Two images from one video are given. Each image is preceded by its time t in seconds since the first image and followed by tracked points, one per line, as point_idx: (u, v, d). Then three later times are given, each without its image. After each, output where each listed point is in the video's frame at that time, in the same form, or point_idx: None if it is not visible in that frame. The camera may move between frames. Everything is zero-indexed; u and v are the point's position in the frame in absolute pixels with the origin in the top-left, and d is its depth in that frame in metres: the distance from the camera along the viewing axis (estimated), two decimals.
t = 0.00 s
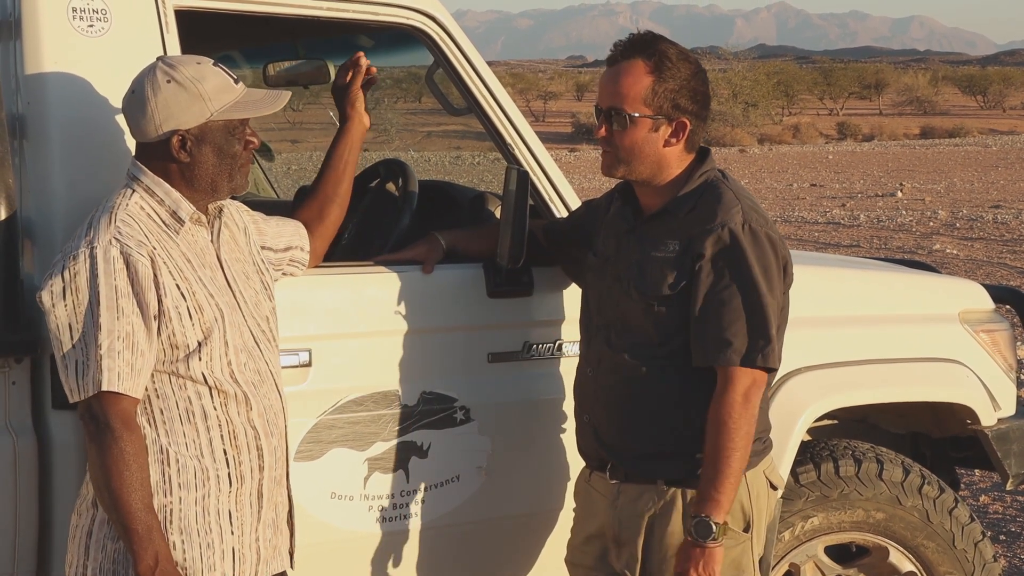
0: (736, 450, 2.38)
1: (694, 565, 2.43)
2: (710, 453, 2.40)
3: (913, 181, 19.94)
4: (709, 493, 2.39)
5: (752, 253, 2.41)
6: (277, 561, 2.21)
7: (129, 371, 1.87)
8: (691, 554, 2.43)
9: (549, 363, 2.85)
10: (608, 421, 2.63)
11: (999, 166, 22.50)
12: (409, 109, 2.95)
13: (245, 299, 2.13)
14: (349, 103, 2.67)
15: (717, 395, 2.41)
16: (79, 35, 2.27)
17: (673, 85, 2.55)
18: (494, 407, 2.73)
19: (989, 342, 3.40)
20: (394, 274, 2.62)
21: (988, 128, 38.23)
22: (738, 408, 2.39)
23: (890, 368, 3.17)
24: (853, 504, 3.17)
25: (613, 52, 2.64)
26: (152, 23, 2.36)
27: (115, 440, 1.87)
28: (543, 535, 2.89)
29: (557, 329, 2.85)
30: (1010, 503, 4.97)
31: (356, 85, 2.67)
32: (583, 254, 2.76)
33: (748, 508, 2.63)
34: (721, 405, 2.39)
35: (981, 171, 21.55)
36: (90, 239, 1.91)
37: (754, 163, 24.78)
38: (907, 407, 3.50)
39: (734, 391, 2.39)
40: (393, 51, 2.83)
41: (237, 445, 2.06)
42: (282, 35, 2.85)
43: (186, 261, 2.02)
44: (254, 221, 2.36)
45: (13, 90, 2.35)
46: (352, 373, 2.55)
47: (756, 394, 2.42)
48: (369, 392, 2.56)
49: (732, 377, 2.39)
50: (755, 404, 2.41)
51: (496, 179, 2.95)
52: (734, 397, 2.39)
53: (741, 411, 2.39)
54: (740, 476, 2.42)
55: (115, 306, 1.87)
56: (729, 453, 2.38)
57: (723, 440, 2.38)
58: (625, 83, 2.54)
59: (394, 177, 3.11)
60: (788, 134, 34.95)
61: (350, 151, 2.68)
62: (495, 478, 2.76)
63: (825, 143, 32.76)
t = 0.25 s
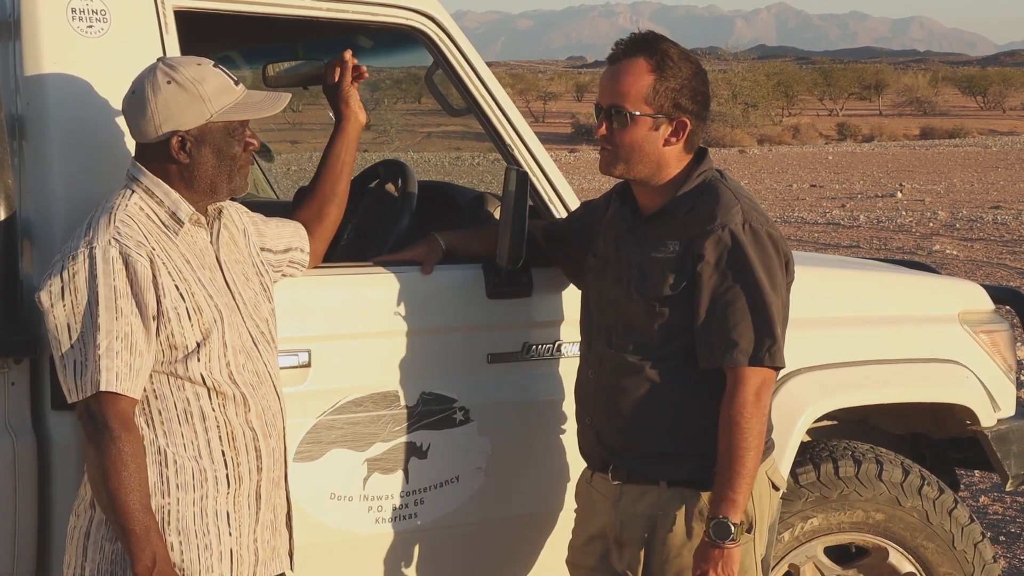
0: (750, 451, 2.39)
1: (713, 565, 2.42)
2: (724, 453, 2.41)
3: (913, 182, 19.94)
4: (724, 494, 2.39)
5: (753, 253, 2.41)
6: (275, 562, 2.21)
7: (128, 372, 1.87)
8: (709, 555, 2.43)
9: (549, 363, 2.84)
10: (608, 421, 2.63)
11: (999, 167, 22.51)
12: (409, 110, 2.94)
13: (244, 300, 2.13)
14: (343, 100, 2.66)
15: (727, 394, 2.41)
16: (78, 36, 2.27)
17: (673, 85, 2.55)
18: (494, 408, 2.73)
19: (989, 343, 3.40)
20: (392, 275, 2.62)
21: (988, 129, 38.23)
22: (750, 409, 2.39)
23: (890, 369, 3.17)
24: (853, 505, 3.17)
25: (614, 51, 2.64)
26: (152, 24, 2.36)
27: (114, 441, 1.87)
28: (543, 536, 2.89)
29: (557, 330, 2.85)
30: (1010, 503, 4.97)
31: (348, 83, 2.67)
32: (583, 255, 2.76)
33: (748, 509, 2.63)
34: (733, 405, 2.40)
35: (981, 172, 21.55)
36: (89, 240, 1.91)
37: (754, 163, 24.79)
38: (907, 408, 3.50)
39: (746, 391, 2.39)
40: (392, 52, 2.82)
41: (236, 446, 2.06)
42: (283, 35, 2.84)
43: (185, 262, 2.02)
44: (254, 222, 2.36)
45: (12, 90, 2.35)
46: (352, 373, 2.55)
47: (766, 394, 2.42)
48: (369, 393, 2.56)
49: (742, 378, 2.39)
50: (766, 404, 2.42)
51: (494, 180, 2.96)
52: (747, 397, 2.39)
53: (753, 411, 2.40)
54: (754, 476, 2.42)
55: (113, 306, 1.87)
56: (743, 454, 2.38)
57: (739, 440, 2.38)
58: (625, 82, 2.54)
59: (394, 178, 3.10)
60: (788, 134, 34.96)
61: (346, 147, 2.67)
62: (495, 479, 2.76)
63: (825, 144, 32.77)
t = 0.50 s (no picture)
0: (735, 451, 2.39)
1: (681, 557, 2.46)
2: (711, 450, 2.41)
3: (912, 183, 19.95)
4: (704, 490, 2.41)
5: (754, 253, 2.41)
6: (274, 563, 2.20)
7: (128, 372, 1.87)
8: (681, 547, 2.46)
9: (549, 364, 2.84)
10: (608, 422, 2.63)
11: (998, 168, 22.52)
12: (409, 111, 2.96)
13: (244, 301, 2.13)
14: (338, 102, 2.68)
15: (722, 393, 2.41)
16: (78, 37, 2.27)
17: (675, 85, 2.56)
18: (494, 409, 2.73)
19: (989, 344, 3.40)
20: (391, 275, 2.62)
21: (987, 130, 38.25)
22: (742, 409, 2.39)
23: (890, 370, 3.17)
24: (853, 506, 3.17)
25: (615, 51, 2.64)
26: (152, 24, 2.36)
27: (113, 442, 1.87)
28: (543, 537, 2.89)
29: (557, 331, 2.85)
30: (1009, 504, 4.97)
31: (340, 85, 2.68)
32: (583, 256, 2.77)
33: (749, 510, 2.63)
34: (728, 403, 2.39)
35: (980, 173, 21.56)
36: (89, 240, 1.90)
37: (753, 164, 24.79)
38: (907, 409, 3.50)
39: (740, 391, 2.39)
40: (392, 52, 2.82)
41: (235, 447, 2.06)
42: (281, 35, 2.83)
43: (185, 263, 2.02)
44: (254, 223, 2.36)
45: (12, 91, 2.35)
46: (352, 374, 2.55)
47: (762, 396, 2.41)
48: (369, 394, 2.56)
49: (739, 378, 2.39)
50: (760, 406, 2.42)
51: (494, 181, 2.97)
52: (741, 397, 2.39)
53: (745, 412, 2.39)
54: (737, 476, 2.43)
55: (113, 307, 1.87)
56: (728, 453, 2.39)
57: (726, 439, 2.39)
58: (627, 82, 2.54)
59: (393, 178, 3.09)
60: (787, 135, 34.97)
61: (343, 147, 2.67)
62: (495, 480, 2.76)
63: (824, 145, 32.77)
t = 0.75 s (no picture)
0: (727, 453, 2.39)
1: (670, 558, 2.46)
2: (703, 450, 2.41)
3: (911, 185, 19.96)
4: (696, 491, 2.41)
5: (753, 255, 2.41)
6: (275, 564, 2.20)
7: (129, 374, 1.87)
8: (670, 547, 2.46)
9: (549, 366, 2.85)
10: (608, 424, 2.63)
11: (996, 170, 22.54)
12: (408, 113, 2.96)
13: (245, 302, 2.13)
14: (333, 102, 2.67)
15: (716, 393, 2.41)
16: (79, 39, 2.27)
17: (676, 87, 2.56)
18: (494, 410, 2.73)
19: (989, 346, 3.40)
20: (392, 277, 2.62)
21: (985, 132, 38.28)
22: (735, 411, 2.39)
23: (889, 372, 3.18)
24: (852, 508, 3.17)
25: (618, 52, 2.65)
26: (153, 26, 2.36)
27: (114, 443, 1.87)
28: (543, 538, 2.89)
29: (557, 332, 2.85)
30: (1009, 506, 4.98)
31: (335, 84, 2.67)
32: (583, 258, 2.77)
33: (749, 512, 2.63)
34: (721, 405, 2.39)
35: (979, 175, 21.57)
36: (91, 242, 1.91)
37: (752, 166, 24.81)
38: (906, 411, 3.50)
39: (732, 392, 2.39)
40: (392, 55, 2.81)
41: (236, 448, 2.06)
42: (280, 36, 2.83)
43: (186, 265, 2.02)
44: (255, 225, 2.37)
45: (12, 92, 2.35)
46: (352, 375, 2.55)
47: (754, 398, 2.41)
48: (369, 396, 2.57)
49: (734, 379, 2.39)
50: (753, 408, 2.42)
51: (493, 182, 2.97)
52: (734, 399, 2.39)
53: (738, 413, 2.39)
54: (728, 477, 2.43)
55: (115, 309, 1.87)
56: (720, 453, 2.39)
57: (718, 440, 2.39)
58: (630, 82, 2.54)
59: (393, 180, 3.08)
60: (786, 137, 34.99)
61: (340, 148, 2.68)
62: (495, 481, 2.76)
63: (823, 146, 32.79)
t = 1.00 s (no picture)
0: (734, 455, 2.39)
1: (686, 564, 2.44)
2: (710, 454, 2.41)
3: (909, 186, 19.97)
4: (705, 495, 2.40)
5: (753, 256, 2.42)
6: (275, 565, 2.20)
7: (130, 375, 1.87)
8: (684, 553, 2.45)
9: (549, 367, 2.85)
10: (608, 425, 2.63)
11: (994, 171, 22.57)
12: (407, 114, 2.95)
13: (245, 303, 2.14)
14: (328, 103, 2.68)
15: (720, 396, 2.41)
16: (79, 40, 2.28)
17: (677, 88, 2.56)
18: (494, 411, 2.73)
19: (988, 347, 3.41)
20: (392, 279, 2.62)
21: (983, 134, 38.31)
22: (740, 413, 2.39)
23: (888, 373, 3.18)
24: (852, 509, 3.17)
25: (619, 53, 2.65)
26: (154, 27, 2.36)
27: (116, 444, 1.87)
28: (542, 540, 2.89)
29: (557, 334, 2.86)
30: (1008, 508, 4.98)
31: (329, 86, 2.68)
32: (583, 259, 2.77)
33: (749, 513, 2.64)
34: (725, 407, 2.40)
35: (977, 176, 21.59)
36: (92, 242, 1.91)
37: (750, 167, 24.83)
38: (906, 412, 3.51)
39: (737, 394, 2.39)
40: (394, 57, 2.82)
41: (236, 449, 2.06)
42: (282, 37, 2.83)
43: (187, 265, 2.03)
44: (255, 226, 2.37)
45: (13, 93, 2.35)
46: (352, 376, 2.55)
47: (758, 400, 2.42)
48: (369, 397, 2.57)
49: (736, 381, 2.39)
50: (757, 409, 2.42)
51: (490, 184, 2.96)
52: (737, 401, 2.39)
53: (743, 415, 2.39)
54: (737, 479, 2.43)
55: (116, 309, 1.87)
56: (728, 456, 2.39)
57: (724, 443, 2.39)
58: (631, 84, 2.55)
59: (394, 182, 3.08)
60: (784, 138, 35.01)
61: (338, 144, 2.68)
62: (495, 482, 2.76)
63: (821, 148, 32.81)
